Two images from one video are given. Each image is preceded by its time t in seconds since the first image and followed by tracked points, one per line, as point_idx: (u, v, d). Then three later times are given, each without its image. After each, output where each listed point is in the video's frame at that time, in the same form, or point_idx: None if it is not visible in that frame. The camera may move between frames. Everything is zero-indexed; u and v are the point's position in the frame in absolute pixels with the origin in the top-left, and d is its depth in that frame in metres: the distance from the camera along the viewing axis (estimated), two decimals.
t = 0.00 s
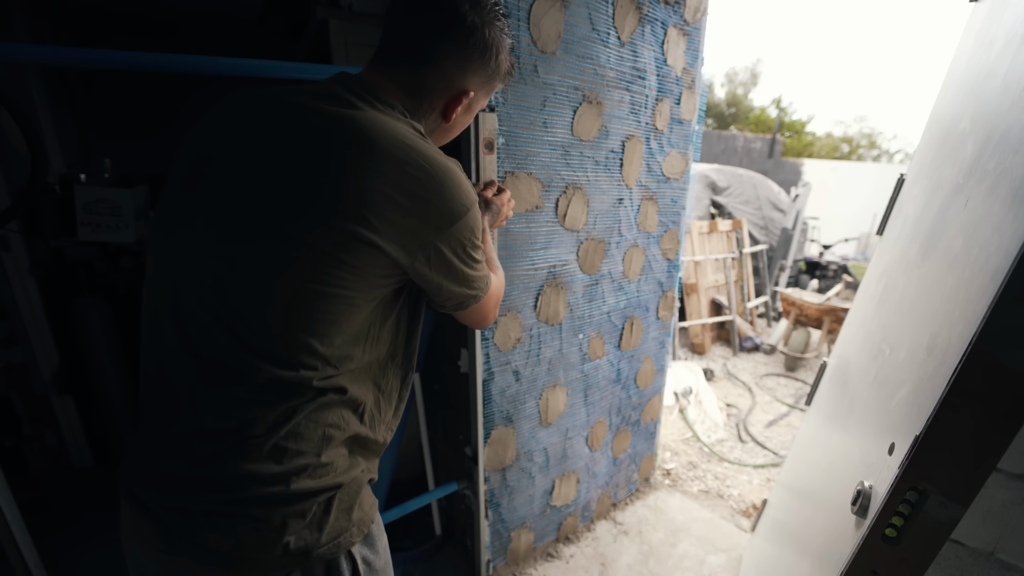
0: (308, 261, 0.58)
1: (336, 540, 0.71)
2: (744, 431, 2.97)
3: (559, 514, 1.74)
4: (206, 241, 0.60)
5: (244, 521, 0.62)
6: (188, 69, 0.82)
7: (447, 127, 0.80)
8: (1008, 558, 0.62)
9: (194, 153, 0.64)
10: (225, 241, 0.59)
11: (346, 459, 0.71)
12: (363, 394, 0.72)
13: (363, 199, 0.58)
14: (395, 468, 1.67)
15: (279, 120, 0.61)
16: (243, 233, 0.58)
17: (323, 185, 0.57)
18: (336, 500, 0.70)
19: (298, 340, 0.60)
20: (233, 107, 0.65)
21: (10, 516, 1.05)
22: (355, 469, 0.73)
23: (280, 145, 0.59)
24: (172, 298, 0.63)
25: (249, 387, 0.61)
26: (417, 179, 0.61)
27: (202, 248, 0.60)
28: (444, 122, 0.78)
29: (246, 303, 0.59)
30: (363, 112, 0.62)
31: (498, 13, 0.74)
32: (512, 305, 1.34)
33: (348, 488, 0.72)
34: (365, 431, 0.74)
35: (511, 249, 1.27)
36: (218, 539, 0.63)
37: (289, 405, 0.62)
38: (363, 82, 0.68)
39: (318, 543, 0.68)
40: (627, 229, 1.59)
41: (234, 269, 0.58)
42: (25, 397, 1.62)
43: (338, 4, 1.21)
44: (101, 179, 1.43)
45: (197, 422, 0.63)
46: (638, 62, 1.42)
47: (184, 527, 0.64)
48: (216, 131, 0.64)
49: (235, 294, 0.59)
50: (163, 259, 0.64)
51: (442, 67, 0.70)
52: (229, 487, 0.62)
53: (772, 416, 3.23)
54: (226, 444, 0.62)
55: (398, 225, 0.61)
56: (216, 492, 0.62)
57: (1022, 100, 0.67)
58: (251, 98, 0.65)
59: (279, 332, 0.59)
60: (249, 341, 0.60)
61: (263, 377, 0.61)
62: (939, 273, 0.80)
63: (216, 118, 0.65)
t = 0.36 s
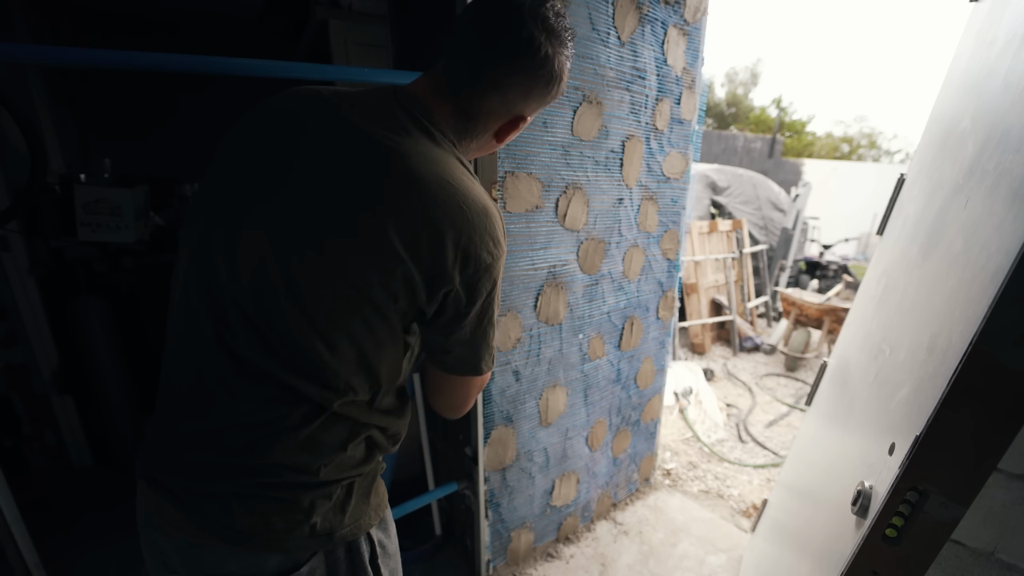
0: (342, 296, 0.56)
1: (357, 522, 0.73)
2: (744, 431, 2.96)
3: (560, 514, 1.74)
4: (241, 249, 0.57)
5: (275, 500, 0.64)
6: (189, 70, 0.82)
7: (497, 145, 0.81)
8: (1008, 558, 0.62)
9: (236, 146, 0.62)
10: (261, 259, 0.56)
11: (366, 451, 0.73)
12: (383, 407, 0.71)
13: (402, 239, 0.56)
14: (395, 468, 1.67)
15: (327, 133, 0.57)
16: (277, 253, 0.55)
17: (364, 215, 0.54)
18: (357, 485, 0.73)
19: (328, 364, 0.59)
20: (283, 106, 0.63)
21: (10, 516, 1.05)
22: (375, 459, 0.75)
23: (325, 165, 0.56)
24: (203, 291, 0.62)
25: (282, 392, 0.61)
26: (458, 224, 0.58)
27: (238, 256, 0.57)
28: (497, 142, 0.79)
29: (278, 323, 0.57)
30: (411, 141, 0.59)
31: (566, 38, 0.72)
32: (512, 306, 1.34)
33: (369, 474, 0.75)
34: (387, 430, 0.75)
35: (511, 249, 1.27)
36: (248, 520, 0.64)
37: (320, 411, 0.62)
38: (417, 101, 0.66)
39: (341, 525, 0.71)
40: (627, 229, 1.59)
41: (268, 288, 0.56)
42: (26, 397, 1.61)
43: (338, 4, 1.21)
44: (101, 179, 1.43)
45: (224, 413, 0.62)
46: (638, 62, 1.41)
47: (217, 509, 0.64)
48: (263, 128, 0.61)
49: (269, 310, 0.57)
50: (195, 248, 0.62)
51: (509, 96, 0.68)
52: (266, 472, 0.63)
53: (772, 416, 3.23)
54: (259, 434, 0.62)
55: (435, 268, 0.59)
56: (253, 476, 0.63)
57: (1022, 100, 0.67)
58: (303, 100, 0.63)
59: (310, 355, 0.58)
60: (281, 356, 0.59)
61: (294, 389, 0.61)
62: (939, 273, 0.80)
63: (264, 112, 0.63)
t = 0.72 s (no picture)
0: (314, 298, 0.55)
1: (344, 525, 0.73)
2: (744, 431, 2.97)
3: (560, 514, 1.74)
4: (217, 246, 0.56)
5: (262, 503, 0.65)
6: (189, 70, 0.82)
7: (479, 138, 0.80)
8: (1008, 558, 0.62)
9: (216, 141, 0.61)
10: (235, 258, 0.55)
11: (352, 454, 0.72)
12: (373, 409, 0.70)
13: (374, 241, 0.55)
14: (395, 468, 1.67)
15: (302, 131, 0.57)
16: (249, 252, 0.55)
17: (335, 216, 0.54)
18: (342, 490, 0.72)
19: (302, 365, 0.59)
20: (263, 101, 0.62)
21: (10, 516, 1.05)
22: (361, 462, 0.74)
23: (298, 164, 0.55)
24: (186, 286, 0.62)
25: (260, 392, 0.61)
26: (432, 227, 0.57)
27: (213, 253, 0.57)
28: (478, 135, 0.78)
29: (252, 322, 0.57)
30: (387, 141, 0.58)
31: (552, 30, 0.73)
32: (512, 305, 1.34)
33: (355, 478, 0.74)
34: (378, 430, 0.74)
35: (511, 249, 1.27)
36: (232, 526, 0.65)
37: (295, 418, 0.63)
38: (397, 96, 0.65)
39: (327, 527, 0.71)
40: (627, 229, 1.59)
41: (242, 287, 0.56)
42: (25, 397, 1.60)
43: (338, 4, 1.21)
44: (101, 179, 1.43)
45: (213, 414, 0.63)
46: (638, 62, 1.42)
47: (196, 514, 0.66)
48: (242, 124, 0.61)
49: (243, 310, 0.57)
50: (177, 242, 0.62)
51: (492, 88, 0.68)
52: (250, 478, 0.64)
53: (772, 416, 3.23)
54: (238, 439, 0.63)
55: (409, 270, 0.58)
56: (231, 482, 0.64)
57: (1022, 100, 0.67)
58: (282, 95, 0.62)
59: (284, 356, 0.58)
60: (258, 356, 0.59)
61: (271, 390, 0.61)
62: (939, 273, 0.80)
63: (245, 107, 0.62)
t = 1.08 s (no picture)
0: (278, 298, 0.56)
1: (325, 522, 0.73)
2: (745, 431, 2.97)
3: (559, 514, 1.74)
4: (183, 243, 0.57)
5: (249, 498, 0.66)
6: (190, 70, 0.83)
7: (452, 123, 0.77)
8: (1008, 558, 0.62)
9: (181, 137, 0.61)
10: (198, 257, 0.56)
11: (329, 451, 0.72)
12: (345, 405, 0.71)
13: (334, 241, 0.55)
14: (394, 468, 1.67)
15: (263, 129, 0.57)
16: (212, 251, 0.55)
17: (296, 216, 0.54)
18: (321, 488, 0.72)
19: (270, 363, 0.59)
20: (228, 96, 0.62)
21: (10, 515, 1.05)
22: (340, 460, 0.74)
23: (259, 164, 0.55)
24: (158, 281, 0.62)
25: (229, 392, 0.62)
26: (393, 227, 0.58)
27: (180, 250, 0.57)
28: (449, 118, 0.75)
29: (220, 321, 0.57)
30: (348, 139, 0.58)
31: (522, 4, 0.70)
32: (512, 306, 1.34)
33: (334, 475, 0.74)
34: (357, 426, 0.75)
35: (511, 249, 1.27)
36: (210, 524, 0.66)
37: (269, 414, 0.64)
38: (361, 90, 0.64)
39: (307, 525, 0.71)
40: (627, 229, 1.59)
41: (206, 285, 0.56)
42: (25, 397, 1.57)
43: (338, 4, 1.20)
44: (101, 179, 1.44)
45: (200, 409, 0.63)
46: (638, 62, 1.42)
47: (177, 512, 0.67)
48: (208, 119, 0.61)
49: (209, 309, 0.57)
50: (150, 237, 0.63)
51: (451, 65, 0.66)
52: (227, 476, 0.65)
53: (772, 416, 3.23)
54: (216, 436, 0.63)
55: (370, 268, 0.58)
56: (208, 480, 0.65)
57: (1022, 101, 0.67)
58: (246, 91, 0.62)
59: (250, 355, 0.58)
60: (229, 355, 0.60)
61: (243, 389, 0.61)
62: (939, 274, 0.80)
63: (210, 103, 0.63)
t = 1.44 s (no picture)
0: (279, 314, 0.56)
1: (328, 515, 0.73)
2: (744, 431, 2.97)
3: (560, 514, 1.74)
4: (187, 247, 0.56)
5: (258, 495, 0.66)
6: (193, 70, 0.83)
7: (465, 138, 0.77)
8: (1008, 558, 0.62)
9: (188, 134, 0.60)
10: (201, 266, 0.56)
11: (332, 448, 0.73)
12: (348, 411, 0.72)
13: (334, 263, 0.55)
14: (395, 468, 1.67)
15: (268, 141, 0.56)
16: (214, 261, 0.55)
17: (298, 236, 0.54)
18: (324, 483, 0.73)
19: (270, 374, 0.60)
20: (237, 96, 0.60)
21: (10, 515, 1.05)
22: (344, 455, 0.75)
23: (264, 178, 0.54)
24: (162, 279, 0.62)
25: (229, 397, 0.62)
26: (396, 250, 0.57)
27: (184, 253, 0.57)
28: (462, 134, 0.75)
29: (221, 330, 0.58)
30: (355, 156, 0.57)
31: (553, 27, 0.68)
32: (512, 305, 1.34)
33: (337, 471, 0.75)
34: (359, 429, 0.75)
35: (511, 249, 1.27)
36: (215, 517, 0.66)
37: (272, 419, 0.64)
38: (371, 101, 0.63)
39: (310, 518, 0.71)
40: (627, 229, 1.59)
41: (209, 292, 0.56)
42: (25, 397, 1.59)
43: (338, 4, 1.20)
44: (101, 179, 1.44)
45: (206, 406, 0.63)
46: (638, 63, 1.42)
47: (184, 506, 0.67)
48: (216, 118, 0.59)
49: (211, 315, 0.57)
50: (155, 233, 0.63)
51: (470, 84, 0.65)
52: (234, 473, 0.65)
53: (772, 416, 3.23)
54: (221, 437, 0.64)
55: (369, 292, 0.58)
56: (214, 476, 0.65)
57: (1022, 101, 0.67)
58: (257, 92, 0.60)
59: (250, 366, 0.59)
60: (230, 361, 0.60)
61: (246, 395, 0.62)
62: (939, 274, 0.80)
63: (219, 100, 0.61)
